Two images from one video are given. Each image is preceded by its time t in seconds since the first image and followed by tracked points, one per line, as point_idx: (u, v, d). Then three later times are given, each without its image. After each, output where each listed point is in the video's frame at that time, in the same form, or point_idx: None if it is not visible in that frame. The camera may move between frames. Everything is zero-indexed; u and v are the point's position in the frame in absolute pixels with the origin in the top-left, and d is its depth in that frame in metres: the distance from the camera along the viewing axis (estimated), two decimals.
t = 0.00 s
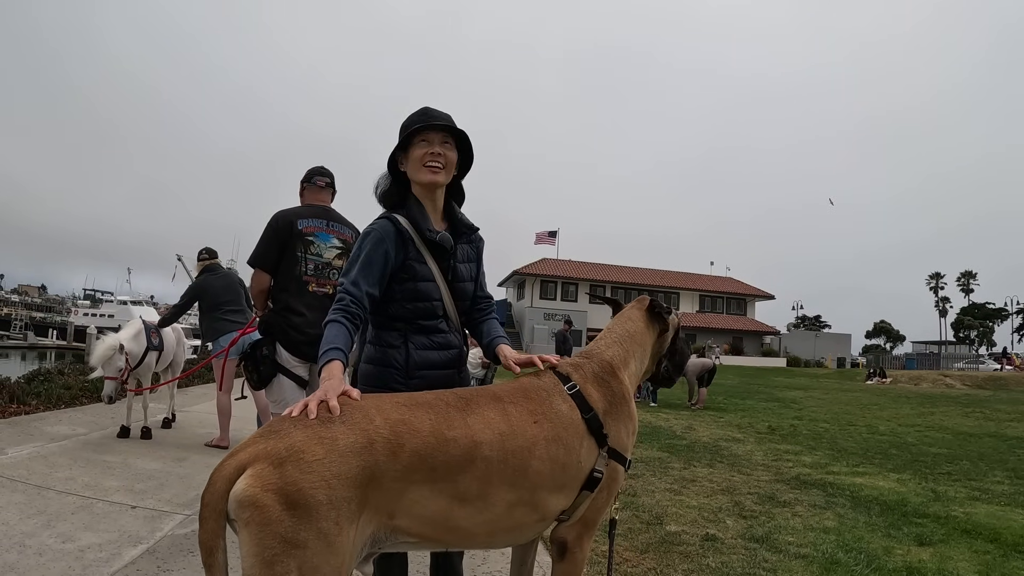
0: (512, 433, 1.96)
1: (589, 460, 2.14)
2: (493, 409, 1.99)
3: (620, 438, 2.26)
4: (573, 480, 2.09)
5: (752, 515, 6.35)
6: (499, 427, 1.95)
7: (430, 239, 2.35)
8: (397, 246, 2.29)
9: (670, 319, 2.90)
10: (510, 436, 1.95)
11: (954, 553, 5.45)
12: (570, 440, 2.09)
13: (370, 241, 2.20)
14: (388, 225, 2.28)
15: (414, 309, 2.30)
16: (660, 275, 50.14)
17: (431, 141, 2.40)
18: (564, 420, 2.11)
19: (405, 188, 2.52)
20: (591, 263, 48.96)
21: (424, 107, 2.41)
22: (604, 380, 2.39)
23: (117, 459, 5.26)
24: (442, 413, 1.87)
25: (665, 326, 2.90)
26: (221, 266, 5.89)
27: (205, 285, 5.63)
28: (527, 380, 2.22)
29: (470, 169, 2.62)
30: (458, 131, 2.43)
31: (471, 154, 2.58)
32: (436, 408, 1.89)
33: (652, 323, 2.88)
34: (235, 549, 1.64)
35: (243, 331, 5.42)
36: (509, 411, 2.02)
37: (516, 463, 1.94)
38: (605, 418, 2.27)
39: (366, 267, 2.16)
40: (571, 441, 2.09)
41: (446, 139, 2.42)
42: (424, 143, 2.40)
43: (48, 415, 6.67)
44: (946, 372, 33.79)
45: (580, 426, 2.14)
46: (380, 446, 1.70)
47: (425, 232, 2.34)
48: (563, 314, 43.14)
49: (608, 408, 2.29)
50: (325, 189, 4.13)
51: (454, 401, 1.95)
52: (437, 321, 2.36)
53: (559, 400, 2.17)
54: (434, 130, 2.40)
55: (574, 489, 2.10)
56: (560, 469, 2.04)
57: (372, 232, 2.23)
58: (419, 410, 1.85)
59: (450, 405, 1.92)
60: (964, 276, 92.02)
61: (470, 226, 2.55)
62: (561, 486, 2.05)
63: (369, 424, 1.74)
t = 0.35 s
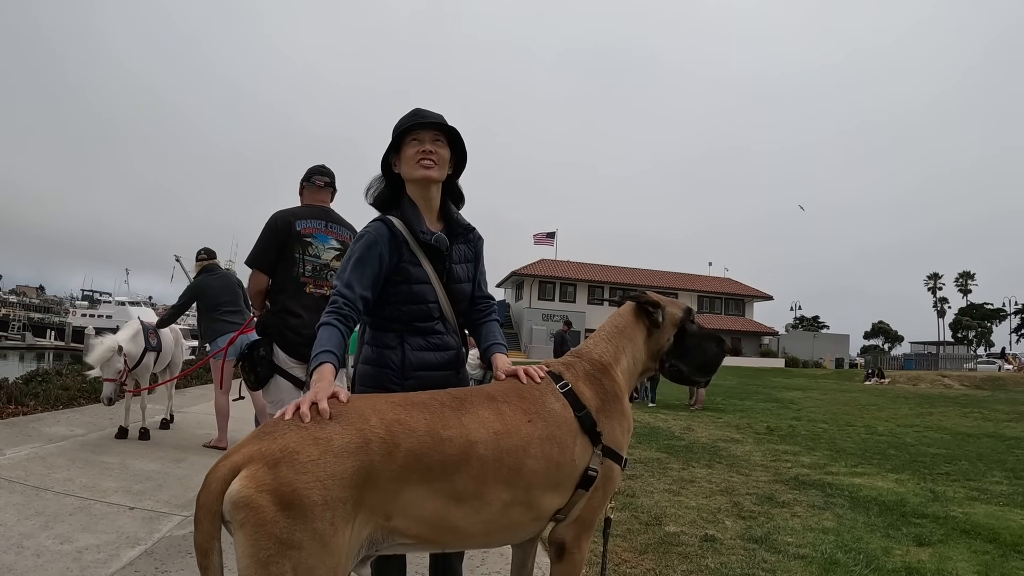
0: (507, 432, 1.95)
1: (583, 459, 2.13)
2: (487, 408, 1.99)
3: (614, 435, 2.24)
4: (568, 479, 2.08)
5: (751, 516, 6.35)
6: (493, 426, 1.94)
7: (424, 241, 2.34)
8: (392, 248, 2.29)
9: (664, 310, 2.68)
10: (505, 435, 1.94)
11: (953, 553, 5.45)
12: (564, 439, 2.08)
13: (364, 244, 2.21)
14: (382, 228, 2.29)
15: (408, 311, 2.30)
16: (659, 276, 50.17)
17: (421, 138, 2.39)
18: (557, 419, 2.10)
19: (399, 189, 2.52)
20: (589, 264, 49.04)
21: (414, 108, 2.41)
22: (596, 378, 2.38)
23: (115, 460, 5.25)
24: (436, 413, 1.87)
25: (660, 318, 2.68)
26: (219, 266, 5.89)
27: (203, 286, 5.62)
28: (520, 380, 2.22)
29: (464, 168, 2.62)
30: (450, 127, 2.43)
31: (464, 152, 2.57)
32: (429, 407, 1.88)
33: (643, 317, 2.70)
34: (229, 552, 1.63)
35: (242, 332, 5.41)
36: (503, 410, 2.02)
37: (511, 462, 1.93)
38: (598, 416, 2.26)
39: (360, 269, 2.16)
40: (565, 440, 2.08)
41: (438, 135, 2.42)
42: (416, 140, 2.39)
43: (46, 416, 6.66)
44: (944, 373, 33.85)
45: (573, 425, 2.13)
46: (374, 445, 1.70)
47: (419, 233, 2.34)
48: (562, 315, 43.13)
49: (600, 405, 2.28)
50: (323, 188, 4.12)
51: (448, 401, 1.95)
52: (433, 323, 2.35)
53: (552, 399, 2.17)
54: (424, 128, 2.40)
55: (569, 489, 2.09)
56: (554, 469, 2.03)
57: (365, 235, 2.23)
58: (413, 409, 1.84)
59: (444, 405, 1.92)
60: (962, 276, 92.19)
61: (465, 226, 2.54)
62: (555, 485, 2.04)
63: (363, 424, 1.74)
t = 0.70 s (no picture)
0: (501, 432, 1.93)
1: (578, 461, 2.09)
2: (481, 408, 1.96)
3: (610, 437, 2.20)
4: (563, 481, 2.04)
5: (750, 517, 6.33)
6: (488, 426, 1.91)
7: (423, 241, 2.32)
8: (391, 248, 2.26)
9: (669, 310, 2.65)
10: (499, 435, 1.91)
11: (952, 553, 5.44)
12: (558, 440, 2.04)
13: (362, 244, 2.18)
14: (381, 228, 2.27)
15: (408, 312, 2.28)
16: (657, 278, 50.19)
17: (420, 137, 2.37)
18: (551, 420, 2.07)
19: (398, 188, 2.49)
20: (587, 266, 49.07)
21: (413, 106, 2.38)
22: (592, 380, 2.35)
23: (112, 462, 5.20)
24: (430, 413, 1.84)
25: (666, 318, 2.65)
26: (217, 266, 5.86)
27: (201, 286, 5.58)
28: (514, 381, 2.19)
29: (464, 166, 2.59)
30: (449, 124, 2.40)
31: (463, 150, 2.54)
32: (423, 407, 1.85)
33: (649, 318, 2.67)
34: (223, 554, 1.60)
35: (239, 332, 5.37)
36: (496, 411, 1.99)
37: (505, 462, 1.90)
38: (593, 417, 2.23)
39: (358, 270, 2.14)
40: (559, 441, 2.05)
41: (437, 134, 2.39)
42: (414, 139, 2.36)
43: (42, 417, 6.61)
44: (940, 373, 33.92)
45: (568, 426, 2.09)
46: (368, 445, 1.67)
47: (418, 233, 2.31)
48: (559, 316, 43.13)
49: (595, 406, 2.25)
50: (321, 188, 4.08)
51: (441, 401, 1.92)
52: (433, 323, 2.33)
53: (546, 400, 2.14)
54: (423, 126, 2.38)
55: (564, 490, 2.06)
56: (549, 470, 2.00)
57: (364, 234, 2.21)
58: (406, 409, 1.82)
59: (438, 405, 1.89)
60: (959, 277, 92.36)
61: (465, 225, 2.51)
62: (550, 487, 2.01)
63: (357, 424, 1.71)
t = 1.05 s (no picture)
0: (499, 433, 1.91)
1: (577, 463, 2.07)
2: (479, 410, 1.94)
3: (611, 439, 2.18)
4: (562, 483, 2.02)
5: (749, 518, 6.31)
6: (486, 428, 1.89)
7: (423, 241, 2.29)
8: (391, 249, 2.24)
9: (668, 309, 2.63)
10: (497, 437, 1.89)
11: (952, 555, 5.42)
12: (556, 442, 2.02)
13: (363, 244, 2.16)
14: (381, 228, 2.25)
15: (409, 313, 2.25)
16: (654, 279, 50.22)
17: (420, 137, 2.35)
18: (549, 422, 2.05)
19: (397, 189, 2.47)
20: (584, 267, 49.11)
21: (412, 106, 2.36)
22: (592, 382, 2.33)
23: (109, 464, 5.16)
24: (428, 415, 1.82)
25: (665, 318, 2.63)
26: (215, 267, 5.82)
27: (200, 286, 5.54)
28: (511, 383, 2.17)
29: (463, 166, 2.57)
30: (449, 125, 2.37)
31: (463, 150, 2.52)
32: (420, 409, 1.83)
33: (648, 317, 2.65)
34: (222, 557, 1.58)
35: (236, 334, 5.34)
36: (494, 412, 1.97)
37: (503, 464, 1.88)
38: (593, 419, 2.21)
39: (357, 271, 2.12)
40: (557, 442, 2.03)
41: (437, 135, 2.37)
42: (414, 140, 2.34)
43: (38, 419, 6.57)
44: (937, 374, 33.96)
45: (566, 428, 2.07)
46: (367, 446, 1.65)
47: (418, 234, 2.29)
48: (557, 317, 43.10)
49: (595, 408, 2.23)
50: (318, 188, 4.07)
51: (438, 402, 1.90)
52: (433, 325, 2.30)
53: (544, 402, 2.12)
54: (422, 128, 2.35)
55: (563, 492, 2.03)
56: (547, 472, 1.98)
57: (363, 235, 2.19)
58: (403, 411, 1.80)
59: (436, 406, 1.87)
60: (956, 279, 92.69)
61: (465, 226, 2.48)
62: (549, 488, 1.99)
63: (354, 425, 1.69)
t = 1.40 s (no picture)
0: (495, 435, 1.91)
1: (571, 464, 2.07)
2: (474, 412, 1.95)
3: (604, 440, 2.18)
4: (557, 484, 2.02)
5: (746, 520, 6.32)
6: (481, 429, 1.90)
7: (423, 240, 2.30)
8: (390, 247, 2.25)
9: (660, 309, 2.64)
10: (492, 438, 1.90)
11: (949, 556, 5.44)
12: (551, 443, 2.03)
13: (363, 242, 2.17)
14: (381, 226, 2.26)
15: (407, 311, 2.25)
16: (651, 281, 50.27)
17: (420, 138, 2.35)
18: (544, 423, 2.05)
19: (396, 190, 2.47)
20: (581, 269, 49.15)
21: (411, 108, 2.38)
22: (585, 383, 2.34)
23: (105, 466, 5.15)
24: (424, 416, 1.82)
25: (657, 318, 2.63)
26: (214, 269, 5.82)
27: (198, 287, 5.53)
28: (506, 385, 2.17)
29: (462, 167, 2.58)
30: (448, 125, 2.39)
31: (461, 151, 2.53)
32: (416, 410, 1.84)
33: (639, 318, 2.66)
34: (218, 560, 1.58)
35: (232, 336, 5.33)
36: (489, 414, 1.97)
37: (498, 465, 1.88)
38: (586, 420, 2.21)
39: (356, 269, 2.12)
40: (552, 444, 2.03)
41: (436, 135, 2.38)
42: (414, 140, 2.35)
43: (34, 420, 6.55)
44: (933, 376, 34.04)
45: (560, 429, 2.07)
46: (363, 448, 1.65)
47: (417, 232, 2.29)
48: (554, 319, 43.10)
49: (588, 409, 2.24)
50: (314, 190, 4.07)
51: (434, 404, 1.90)
52: (431, 325, 2.30)
53: (538, 403, 2.12)
54: (422, 128, 2.36)
55: (558, 493, 2.03)
56: (542, 474, 1.98)
57: (363, 233, 2.19)
58: (399, 412, 1.80)
59: (431, 408, 1.87)
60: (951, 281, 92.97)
61: (464, 226, 2.49)
62: (544, 489, 1.99)
63: (351, 426, 1.69)
